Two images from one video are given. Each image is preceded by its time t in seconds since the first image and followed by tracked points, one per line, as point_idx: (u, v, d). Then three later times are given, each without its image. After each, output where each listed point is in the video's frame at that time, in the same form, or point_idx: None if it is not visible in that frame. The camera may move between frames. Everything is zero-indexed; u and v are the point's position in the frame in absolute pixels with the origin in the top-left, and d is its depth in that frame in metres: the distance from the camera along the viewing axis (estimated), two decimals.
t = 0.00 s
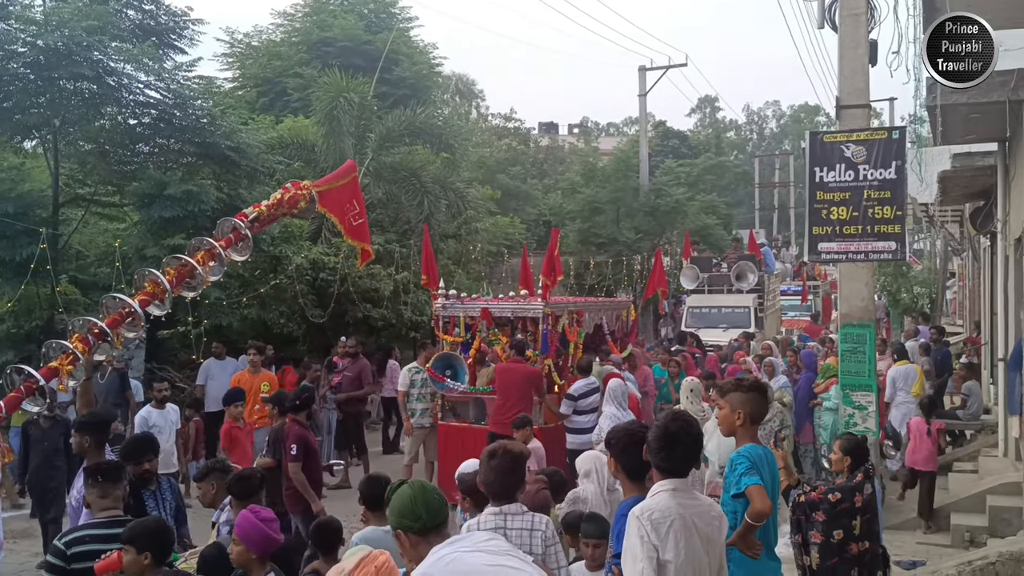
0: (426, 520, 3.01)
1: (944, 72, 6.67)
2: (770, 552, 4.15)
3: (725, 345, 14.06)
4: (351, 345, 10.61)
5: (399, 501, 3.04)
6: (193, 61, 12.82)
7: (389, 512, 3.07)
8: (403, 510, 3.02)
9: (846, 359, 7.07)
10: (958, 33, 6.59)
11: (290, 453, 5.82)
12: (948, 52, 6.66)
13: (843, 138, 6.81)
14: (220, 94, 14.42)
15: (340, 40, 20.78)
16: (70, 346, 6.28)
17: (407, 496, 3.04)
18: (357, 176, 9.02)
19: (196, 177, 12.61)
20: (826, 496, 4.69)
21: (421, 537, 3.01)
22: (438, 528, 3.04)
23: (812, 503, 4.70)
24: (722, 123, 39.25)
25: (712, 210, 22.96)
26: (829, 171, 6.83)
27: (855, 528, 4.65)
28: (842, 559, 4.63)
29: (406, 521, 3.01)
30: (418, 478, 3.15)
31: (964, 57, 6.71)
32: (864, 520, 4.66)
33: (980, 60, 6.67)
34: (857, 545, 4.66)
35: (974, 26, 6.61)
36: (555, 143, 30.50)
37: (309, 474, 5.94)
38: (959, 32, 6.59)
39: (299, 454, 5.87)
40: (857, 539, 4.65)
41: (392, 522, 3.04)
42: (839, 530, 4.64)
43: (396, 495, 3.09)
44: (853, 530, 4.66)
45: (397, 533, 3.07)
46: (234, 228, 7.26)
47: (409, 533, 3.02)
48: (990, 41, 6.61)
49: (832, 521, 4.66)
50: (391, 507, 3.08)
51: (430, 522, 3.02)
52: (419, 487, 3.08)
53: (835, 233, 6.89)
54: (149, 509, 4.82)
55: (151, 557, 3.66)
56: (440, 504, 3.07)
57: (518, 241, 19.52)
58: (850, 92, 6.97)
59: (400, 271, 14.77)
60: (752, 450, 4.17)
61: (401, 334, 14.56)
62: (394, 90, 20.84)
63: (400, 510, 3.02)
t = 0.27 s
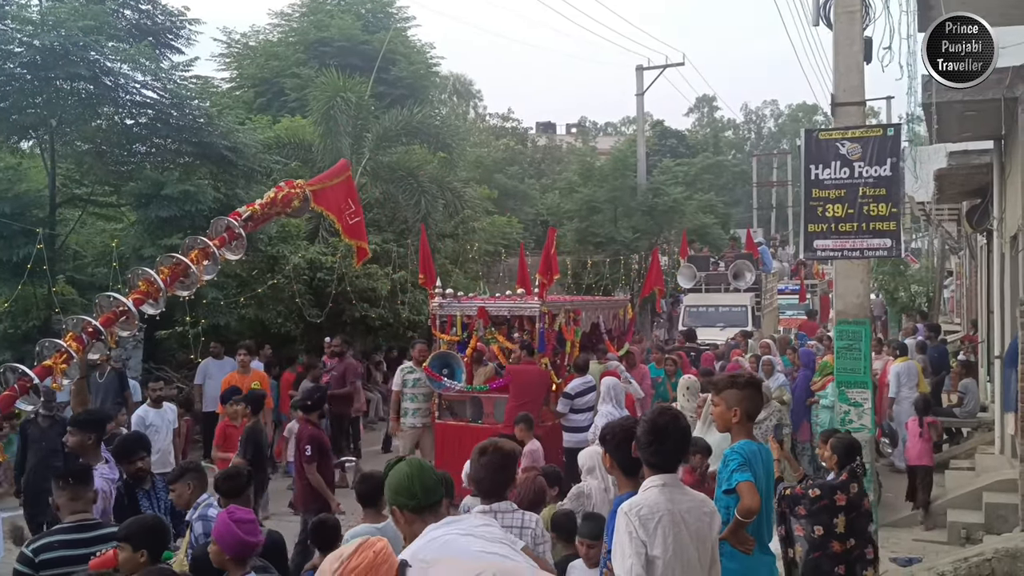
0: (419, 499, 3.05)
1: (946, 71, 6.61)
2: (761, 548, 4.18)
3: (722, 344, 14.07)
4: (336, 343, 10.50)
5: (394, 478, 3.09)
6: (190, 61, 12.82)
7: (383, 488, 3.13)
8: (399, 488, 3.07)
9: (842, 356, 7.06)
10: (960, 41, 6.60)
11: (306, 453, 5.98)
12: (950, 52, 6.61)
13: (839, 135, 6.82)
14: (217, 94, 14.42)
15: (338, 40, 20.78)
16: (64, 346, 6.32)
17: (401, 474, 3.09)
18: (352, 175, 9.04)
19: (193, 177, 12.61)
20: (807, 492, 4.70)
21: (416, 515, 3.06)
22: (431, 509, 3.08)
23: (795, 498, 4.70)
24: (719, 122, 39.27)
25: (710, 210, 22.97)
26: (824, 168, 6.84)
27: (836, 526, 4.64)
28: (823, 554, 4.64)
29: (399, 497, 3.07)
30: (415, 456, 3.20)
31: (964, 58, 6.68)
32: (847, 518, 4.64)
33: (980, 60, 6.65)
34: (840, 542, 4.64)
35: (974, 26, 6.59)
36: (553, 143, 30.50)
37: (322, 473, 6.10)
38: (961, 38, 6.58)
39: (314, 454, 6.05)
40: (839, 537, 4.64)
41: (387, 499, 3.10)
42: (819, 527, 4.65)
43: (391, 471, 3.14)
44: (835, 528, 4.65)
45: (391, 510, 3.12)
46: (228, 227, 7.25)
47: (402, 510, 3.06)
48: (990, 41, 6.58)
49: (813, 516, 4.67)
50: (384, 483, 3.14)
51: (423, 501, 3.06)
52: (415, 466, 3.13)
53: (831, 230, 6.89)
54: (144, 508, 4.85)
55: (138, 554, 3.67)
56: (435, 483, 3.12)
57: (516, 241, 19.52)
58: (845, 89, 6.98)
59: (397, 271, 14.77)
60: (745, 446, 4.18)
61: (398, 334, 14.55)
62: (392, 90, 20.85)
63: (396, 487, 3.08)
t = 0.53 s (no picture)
0: (419, 461, 3.05)
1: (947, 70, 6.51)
2: (752, 546, 4.18)
3: (719, 343, 14.07)
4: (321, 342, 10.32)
5: (392, 438, 3.08)
6: (186, 61, 12.81)
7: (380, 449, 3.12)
8: (399, 449, 3.06)
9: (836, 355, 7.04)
10: (959, 38, 6.53)
11: (320, 449, 6.05)
12: (951, 51, 6.53)
13: (833, 134, 6.82)
14: (214, 93, 14.42)
15: (335, 40, 20.79)
16: (57, 345, 6.30)
17: (400, 435, 3.08)
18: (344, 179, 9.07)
19: (189, 176, 12.62)
20: (785, 487, 4.70)
21: (415, 476, 3.06)
22: (430, 472, 3.08)
23: (774, 491, 4.70)
24: (718, 122, 39.25)
25: (708, 209, 22.97)
26: (818, 167, 6.82)
27: (812, 525, 4.60)
28: (800, 551, 4.63)
29: (399, 458, 3.06)
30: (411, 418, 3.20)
31: (963, 58, 6.60)
32: (822, 517, 4.59)
33: (980, 60, 6.59)
34: (817, 542, 4.60)
35: (974, 26, 6.53)
36: (552, 142, 30.51)
37: (334, 470, 6.14)
38: (960, 35, 6.52)
39: (327, 451, 6.10)
40: (815, 536, 4.60)
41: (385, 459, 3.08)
42: (795, 524, 4.64)
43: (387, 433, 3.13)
44: (813, 527, 4.61)
45: (389, 471, 3.11)
46: (221, 228, 7.29)
47: (403, 471, 3.06)
48: (990, 41, 6.52)
49: (790, 512, 4.66)
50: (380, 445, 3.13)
51: (423, 463, 3.06)
52: (414, 428, 3.12)
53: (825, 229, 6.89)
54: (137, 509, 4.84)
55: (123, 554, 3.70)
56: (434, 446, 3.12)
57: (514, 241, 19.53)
58: (839, 89, 6.98)
59: (394, 270, 14.76)
60: (736, 445, 4.17)
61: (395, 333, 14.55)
62: (389, 89, 20.86)
63: (395, 448, 3.07)
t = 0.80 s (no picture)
0: (429, 435, 3.07)
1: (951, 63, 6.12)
2: (739, 546, 4.18)
3: (715, 343, 14.09)
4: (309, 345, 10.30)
5: (400, 413, 3.04)
6: (182, 61, 12.83)
7: (382, 425, 3.04)
8: (409, 423, 3.03)
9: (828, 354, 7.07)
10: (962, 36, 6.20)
11: (325, 446, 6.16)
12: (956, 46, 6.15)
13: (823, 134, 6.83)
14: (210, 94, 14.43)
15: (332, 40, 20.82)
16: (48, 347, 6.33)
17: (410, 410, 3.06)
18: (333, 183, 9.16)
19: (185, 177, 12.63)
20: (763, 486, 4.83)
21: (421, 453, 3.07)
22: (431, 448, 3.10)
23: (753, 489, 4.85)
24: (718, 122, 39.24)
25: (706, 209, 22.97)
26: (809, 168, 6.83)
27: (787, 525, 4.70)
28: (775, 548, 4.76)
29: (407, 433, 3.03)
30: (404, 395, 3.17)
31: (963, 58, 6.49)
32: (797, 518, 4.68)
33: (980, 59, 6.45)
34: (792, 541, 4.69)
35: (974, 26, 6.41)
36: (551, 143, 30.52)
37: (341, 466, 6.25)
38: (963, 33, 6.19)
39: (333, 446, 6.22)
40: (790, 536, 4.69)
41: (393, 435, 3.03)
42: (772, 522, 4.76)
43: (389, 408, 3.07)
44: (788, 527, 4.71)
45: (391, 448, 3.04)
46: (212, 229, 7.28)
47: (413, 446, 3.04)
48: (990, 41, 6.38)
49: (767, 511, 4.79)
50: (382, 421, 3.05)
51: (430, 437, 3.08)
52: (419, 404, 3.11)
53: (816, 230, 6.88)
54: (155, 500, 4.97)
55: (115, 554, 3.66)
56: (437, 421, 3.14)
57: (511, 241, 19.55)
58: (830, 89, 6.99)
59: (390, 270, 14.78)
60: (722, 446, 4.18)
61: (391, 333, 14.56)
62: (386, 89, 20.89)
63: (404, 423, 3.03)
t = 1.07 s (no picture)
0: (431, 434, 2.97)
1: (941, 74, 5.27)
2: (720, 548, 4.16)
3: (705, 344, 14.11)
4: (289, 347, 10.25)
5: (405, 411, 2.91)
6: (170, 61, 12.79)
7: (385, 423, 2.89)
8: (414, 421, 2.92)
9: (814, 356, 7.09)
10: (960, 37, 5.28)
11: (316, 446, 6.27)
12: (947, 52, 5.30)
13: (809, 136, 6.82)
14: (199, 94, 14.39)
15: (323, 40, 20.79)
16: (29, 348, 6.30)
17: (414, 408, 2.94)
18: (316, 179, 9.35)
19: (173, 177, 12.59)
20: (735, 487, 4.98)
21: (423, 451, 2.97)
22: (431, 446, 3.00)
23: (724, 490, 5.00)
24: (711, 122, 39.27)
25: (698, 209, 22.98)
26: (794, 170, 6.84)
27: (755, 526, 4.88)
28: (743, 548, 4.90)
29: (411, 431, 2.93)
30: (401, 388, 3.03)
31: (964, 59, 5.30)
32: (767, 520, 4.84)
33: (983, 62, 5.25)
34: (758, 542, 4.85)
35: (975, 25, 5.28)
36: (544, 142, 30.51)
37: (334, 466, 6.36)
38: (961, 34, 5.28)
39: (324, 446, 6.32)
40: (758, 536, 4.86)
41: (398, 434, 2.90)
42: (741, 522, 4.93)
43: (392, 404, 2.92)
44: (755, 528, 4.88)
45: (393, 447, 2.92)
46: (193, 229, 7.34)
47: (418, 444, 2.94)
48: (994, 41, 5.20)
49: (738, 511, 4.94)
50: (385, 419, 2.90)
51: (432, 435, 2.98)
52: (421, 402, 2.99)
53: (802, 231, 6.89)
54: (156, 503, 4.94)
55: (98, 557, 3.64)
56: (437, 417, 3.03)
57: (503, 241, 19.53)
58: (815, 91, 6.99)
59: (381, 271, 14.76)
60: (703, 448, 4.17)
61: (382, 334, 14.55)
62: (377, 89, 20.86)
63: (409, 421, 2.91)
